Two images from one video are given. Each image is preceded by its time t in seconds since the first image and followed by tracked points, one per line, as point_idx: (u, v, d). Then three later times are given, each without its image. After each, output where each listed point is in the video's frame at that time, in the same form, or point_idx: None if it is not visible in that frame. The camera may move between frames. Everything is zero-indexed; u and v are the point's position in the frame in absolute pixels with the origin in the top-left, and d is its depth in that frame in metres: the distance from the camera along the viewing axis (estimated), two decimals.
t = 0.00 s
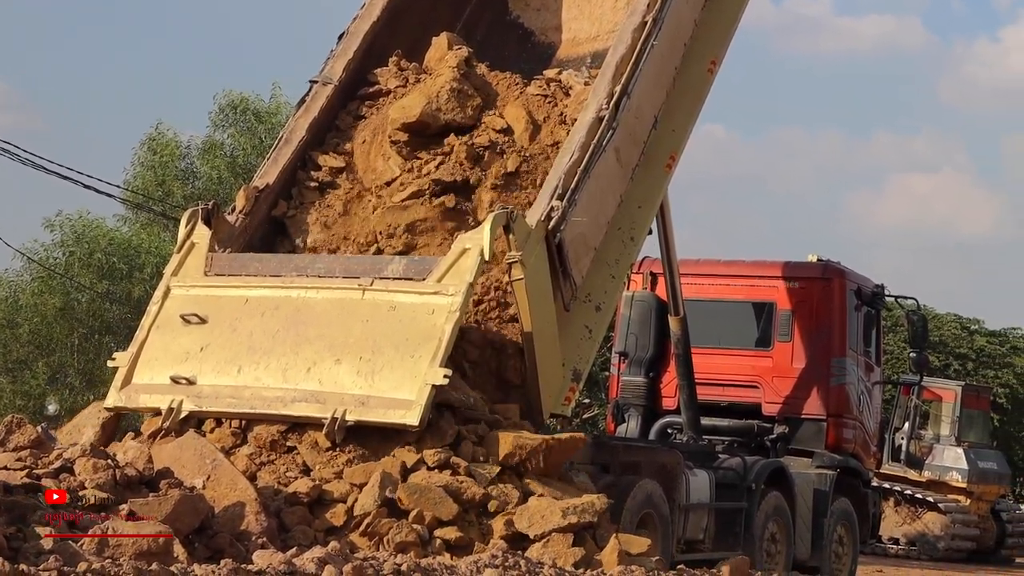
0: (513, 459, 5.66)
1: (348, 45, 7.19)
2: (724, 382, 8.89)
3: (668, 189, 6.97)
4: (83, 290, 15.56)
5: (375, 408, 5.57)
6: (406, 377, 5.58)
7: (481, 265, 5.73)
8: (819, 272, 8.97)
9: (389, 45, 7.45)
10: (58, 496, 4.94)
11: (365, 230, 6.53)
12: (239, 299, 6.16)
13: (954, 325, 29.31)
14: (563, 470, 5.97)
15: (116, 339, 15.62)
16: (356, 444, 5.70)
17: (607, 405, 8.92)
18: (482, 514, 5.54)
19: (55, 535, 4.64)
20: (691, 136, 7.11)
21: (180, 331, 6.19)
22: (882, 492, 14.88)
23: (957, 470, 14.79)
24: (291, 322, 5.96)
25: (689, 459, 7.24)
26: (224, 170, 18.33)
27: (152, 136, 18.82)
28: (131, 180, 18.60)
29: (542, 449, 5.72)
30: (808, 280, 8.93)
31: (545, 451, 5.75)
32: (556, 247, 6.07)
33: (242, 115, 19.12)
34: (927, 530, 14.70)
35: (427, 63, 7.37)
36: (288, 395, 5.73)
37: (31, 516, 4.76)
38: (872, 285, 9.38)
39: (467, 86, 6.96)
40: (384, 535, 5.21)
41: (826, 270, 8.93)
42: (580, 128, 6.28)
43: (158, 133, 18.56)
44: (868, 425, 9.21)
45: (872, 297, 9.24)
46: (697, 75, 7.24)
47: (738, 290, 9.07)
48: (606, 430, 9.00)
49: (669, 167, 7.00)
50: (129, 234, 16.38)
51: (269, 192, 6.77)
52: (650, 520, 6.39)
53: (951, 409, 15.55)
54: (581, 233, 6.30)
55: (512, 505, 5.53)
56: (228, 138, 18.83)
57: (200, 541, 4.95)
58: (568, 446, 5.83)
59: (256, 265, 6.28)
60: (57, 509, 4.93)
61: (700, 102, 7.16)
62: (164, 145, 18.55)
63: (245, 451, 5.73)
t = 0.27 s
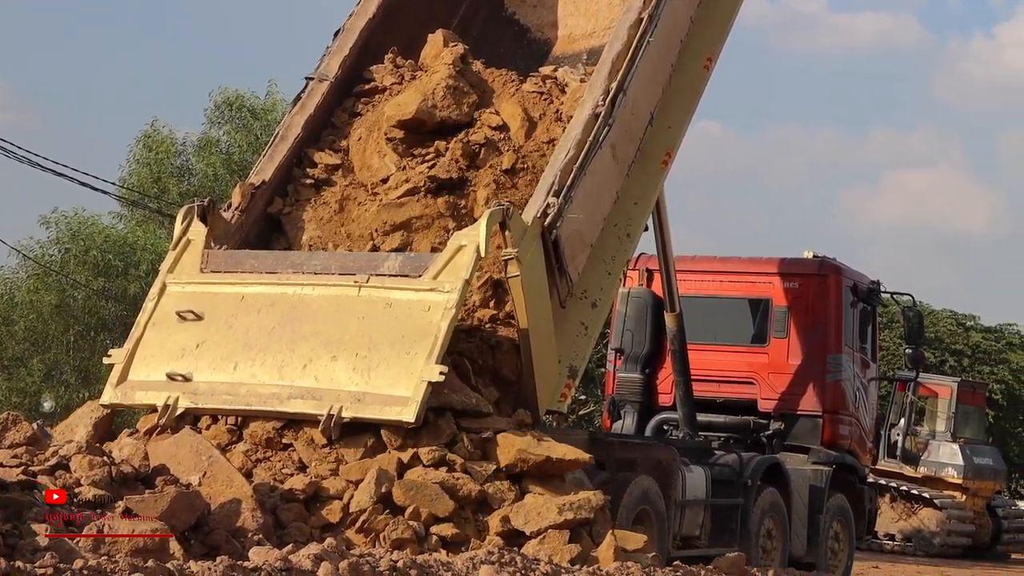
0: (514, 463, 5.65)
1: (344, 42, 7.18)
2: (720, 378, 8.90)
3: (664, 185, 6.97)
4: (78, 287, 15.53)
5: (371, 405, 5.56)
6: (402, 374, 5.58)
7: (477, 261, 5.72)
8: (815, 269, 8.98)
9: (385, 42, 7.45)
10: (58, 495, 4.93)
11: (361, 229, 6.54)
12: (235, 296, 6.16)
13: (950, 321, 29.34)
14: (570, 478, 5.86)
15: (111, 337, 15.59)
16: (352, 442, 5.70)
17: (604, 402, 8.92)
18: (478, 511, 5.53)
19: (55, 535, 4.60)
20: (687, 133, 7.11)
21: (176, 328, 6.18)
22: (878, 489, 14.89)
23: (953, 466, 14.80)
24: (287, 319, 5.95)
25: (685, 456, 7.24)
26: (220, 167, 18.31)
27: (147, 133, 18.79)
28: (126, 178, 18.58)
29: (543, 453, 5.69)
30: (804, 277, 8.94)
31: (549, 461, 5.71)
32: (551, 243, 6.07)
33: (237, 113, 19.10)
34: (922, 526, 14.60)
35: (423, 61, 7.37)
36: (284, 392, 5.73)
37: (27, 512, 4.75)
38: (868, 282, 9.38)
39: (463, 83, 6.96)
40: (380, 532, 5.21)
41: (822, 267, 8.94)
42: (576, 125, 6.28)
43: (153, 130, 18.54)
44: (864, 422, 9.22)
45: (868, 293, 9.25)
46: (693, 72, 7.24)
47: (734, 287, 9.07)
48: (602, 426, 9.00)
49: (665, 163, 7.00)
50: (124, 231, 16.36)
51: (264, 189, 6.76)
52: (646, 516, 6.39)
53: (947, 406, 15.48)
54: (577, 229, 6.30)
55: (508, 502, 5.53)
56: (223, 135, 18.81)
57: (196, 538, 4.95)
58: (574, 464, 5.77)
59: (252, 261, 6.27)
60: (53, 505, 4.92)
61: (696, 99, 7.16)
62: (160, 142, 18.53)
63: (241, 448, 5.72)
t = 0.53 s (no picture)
0: (509, 470, 5.60)
1: (340, 38, 7.17)
2: (715, 374, 8.91)
3: (660, 182, 6.97)
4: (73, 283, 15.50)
5: (367, 401, 5.56)
6: (397, 370, 5.58)
7: (473, 257, 5.72)
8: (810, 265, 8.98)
9: (381, 38, 7.45)
10: (58, 496, 4.91)
11: (357, 225, 6.56)
12: (230, 292, 6.16)
13: (945, 318, 29.39)
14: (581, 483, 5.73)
15: (106, 333, 15.58)
16: (347, 437, 5.70)
17: (599, 398, 8.92)
18: (474, 507, 5.54)
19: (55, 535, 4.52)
20: (682, 129, 7.11)
21: (171, 324, 6.18)
22: (873, 485, 14.93)
23: (947, 462, 14.84)
24: (282, 314, 5.95)
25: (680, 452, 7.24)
26: (215, 163, 18.28)
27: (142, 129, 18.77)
28: (121, 173, 18.56)
29: (542, 460, 5.65)
30: (800, 273, 8.94)
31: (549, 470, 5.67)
32: (547, 240, 6.07)
33: (232, 109, 19.09)
34: (918, 522, 14.62)
35: (418, 57, 7.36)
36: (280, 387, 5.73)
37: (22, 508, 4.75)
38: (863, 279, 9.39)
39: (458, 80, 6.96)
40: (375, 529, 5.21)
41: (817, 263, 8.94)
42: (572, 121, 6.27)
43: (148, 126, 18.52)
44: (859, 418, 9.23)
45: (863, 290, 9.25)
46: (689, 68, 7.23)
47: (729, 283, 9.08)
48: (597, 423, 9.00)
49: (661, 159, 7.00)
50: (119, 227, 16.36)
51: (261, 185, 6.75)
52: (642, 512, 6.39)
53: (942, 402, 15.57)
54: (573, 225, 6.30)
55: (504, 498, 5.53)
56: (218, 130, 18.79)
57: (191, 533, 4.94)
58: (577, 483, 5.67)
59: (247, 257, 6.27)
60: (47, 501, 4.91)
61: (692, 95, 7.16)
62: (155, 138, 18.51)
63: (236, 444, 5.72)
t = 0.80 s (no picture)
0: (504, 469, 5.61)
1: (335, 33, 7.16)
2: (710, 370, 8.90)
3: (655, 178, 6.97)
4: (68, 278, 15.50)
5: (362, 396, 5.56)
6: (392, 366, 5.58)
7: (468, 252, 5.72)
8: (805, 262, 8.99)
9: (376, 34, 7.44)
10: (58, 494, 4.90)
11: (352, 221, 6.56)
12: (225, 288, 6.15)
13: (940, 314, 29.42)
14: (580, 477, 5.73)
15: (101, 329, 15.57)
16: (342, 433, 5.70)
17: (594, 394, 8.92)
18: (469, 503, 5.55)
19: (53, 534, 4.50)
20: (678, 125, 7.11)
21: (167, 319, 6.17)
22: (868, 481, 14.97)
23: (943, 458, 14.89)
24: (277, 310, 5.95)
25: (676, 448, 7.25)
26: (211, 159, 18.27)
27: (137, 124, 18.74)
28: (116, 169, 18.54)
29: (537, 458, 5.65)
30: (795, 269, 8.94)
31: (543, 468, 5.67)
32: (542, 236, 6.07)
33: (228, 103, 19.07)
34: (912, 518, 14.75)
35: (413, 53, 7.35)
36: (275, 383, 5.73)
37: (18, 504, 4.75)
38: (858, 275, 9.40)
39: (454, 76, 6.95)
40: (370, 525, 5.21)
41: (812, 259, 8.95)
42: (567, 117, 6.27)
43: (143, 121, 18.50)
44: (855, 414, 9.24)
45: (858, 286, 9.26)
46: (684, 64, 7.23)
47: (724, 279, 9.08)
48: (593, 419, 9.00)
49: (656, 156, 7.00)
50: (114, 222, 16.34)
51: (255, 181, 6.74)
52: (637, 509, 6.40)
53: (937, 399, 15.48)
54: (568, 221, 6.30)
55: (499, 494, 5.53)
56: (214, 126, 18.78)
57: (186, 530, 4.94)
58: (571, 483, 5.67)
59: (243, 253, 6.26)
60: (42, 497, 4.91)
61: (687, 91, 7.15)
62: (150, 133, 18.48)
63: (231, 440, 5.72)
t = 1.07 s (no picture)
0: (499, 466, 5.60)
1: (329, 32, 7.16)
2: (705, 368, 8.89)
3: (649, 176, 6.98)
4: (62, 277, 15.48)
5: (357, 394, 5.56)
6: (387, 364, 5.57)
7: (463, 250, 5.72)
8: (799, 260, 9.00)
9: (370, 32, 7.43)
10: (58, 495, 4.90)
11: (346, 220, 6.56)
12: (220, 286, 6.14)
13: (934, 311, 29.45)
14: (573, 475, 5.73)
15: (95, 328, 15.54)
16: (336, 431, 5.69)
17: (589, 392, 8.92)
18: (464, 501, 5.55)
19: (52, 534, 4.47)
20: (672, 123, 7.11)
21: (161, 318, 6.16)
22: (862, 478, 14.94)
23: (938, 457, 14.84)
24: (271, 308, 5.94)
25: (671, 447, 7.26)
26: (205, 158, 18.23)
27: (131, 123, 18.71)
28: (110, 167, 18.51)
29: (532, 456, 5.65)
30: (789, 268, 8.95)
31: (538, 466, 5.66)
32: (537, 234, 6.07)
33: (222, 102, 19.05)
34: (907, 516, 14.71)
35: (408, 51, 7.35)
36: (269, 381, 5.72)
37: (10, 502, 4.73)
38: (852, 273, 9.41)
39: (448, 74, 6.96)
40: (364, 523, 5.21)
41: (807, 257, 8.96)
42: (562, 115, 6.27)
43: (137, 120, 18.47)
44: (849, 412, 9.24)
45: (853, 284, 9.27)
46: (678, 63, 7.23)
47: (719, 277, 9.10)
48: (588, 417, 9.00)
49: (650, 154, 7.00)
50: (108, 221, 16.31)
51: (250, 179, 6.73)
52: (632, 506, 6.39)
53: (931, 396, 15.70)
54: (563, 219, 6.30)
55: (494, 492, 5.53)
56: (208, 125, 18.77)
57: (180, 528, 4.93)
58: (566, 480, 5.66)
59: (237, 252, 6.26)
60: (36, 496, 4.89)
61: (681, 90, 7.16)
62: (143, 131, 18.45)
63: (226, 438, 5.72)
